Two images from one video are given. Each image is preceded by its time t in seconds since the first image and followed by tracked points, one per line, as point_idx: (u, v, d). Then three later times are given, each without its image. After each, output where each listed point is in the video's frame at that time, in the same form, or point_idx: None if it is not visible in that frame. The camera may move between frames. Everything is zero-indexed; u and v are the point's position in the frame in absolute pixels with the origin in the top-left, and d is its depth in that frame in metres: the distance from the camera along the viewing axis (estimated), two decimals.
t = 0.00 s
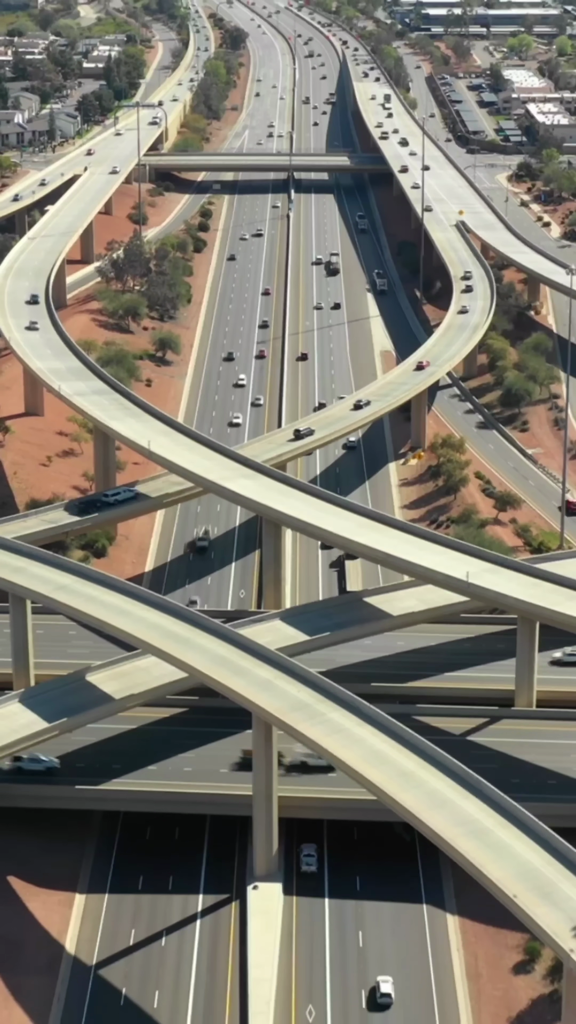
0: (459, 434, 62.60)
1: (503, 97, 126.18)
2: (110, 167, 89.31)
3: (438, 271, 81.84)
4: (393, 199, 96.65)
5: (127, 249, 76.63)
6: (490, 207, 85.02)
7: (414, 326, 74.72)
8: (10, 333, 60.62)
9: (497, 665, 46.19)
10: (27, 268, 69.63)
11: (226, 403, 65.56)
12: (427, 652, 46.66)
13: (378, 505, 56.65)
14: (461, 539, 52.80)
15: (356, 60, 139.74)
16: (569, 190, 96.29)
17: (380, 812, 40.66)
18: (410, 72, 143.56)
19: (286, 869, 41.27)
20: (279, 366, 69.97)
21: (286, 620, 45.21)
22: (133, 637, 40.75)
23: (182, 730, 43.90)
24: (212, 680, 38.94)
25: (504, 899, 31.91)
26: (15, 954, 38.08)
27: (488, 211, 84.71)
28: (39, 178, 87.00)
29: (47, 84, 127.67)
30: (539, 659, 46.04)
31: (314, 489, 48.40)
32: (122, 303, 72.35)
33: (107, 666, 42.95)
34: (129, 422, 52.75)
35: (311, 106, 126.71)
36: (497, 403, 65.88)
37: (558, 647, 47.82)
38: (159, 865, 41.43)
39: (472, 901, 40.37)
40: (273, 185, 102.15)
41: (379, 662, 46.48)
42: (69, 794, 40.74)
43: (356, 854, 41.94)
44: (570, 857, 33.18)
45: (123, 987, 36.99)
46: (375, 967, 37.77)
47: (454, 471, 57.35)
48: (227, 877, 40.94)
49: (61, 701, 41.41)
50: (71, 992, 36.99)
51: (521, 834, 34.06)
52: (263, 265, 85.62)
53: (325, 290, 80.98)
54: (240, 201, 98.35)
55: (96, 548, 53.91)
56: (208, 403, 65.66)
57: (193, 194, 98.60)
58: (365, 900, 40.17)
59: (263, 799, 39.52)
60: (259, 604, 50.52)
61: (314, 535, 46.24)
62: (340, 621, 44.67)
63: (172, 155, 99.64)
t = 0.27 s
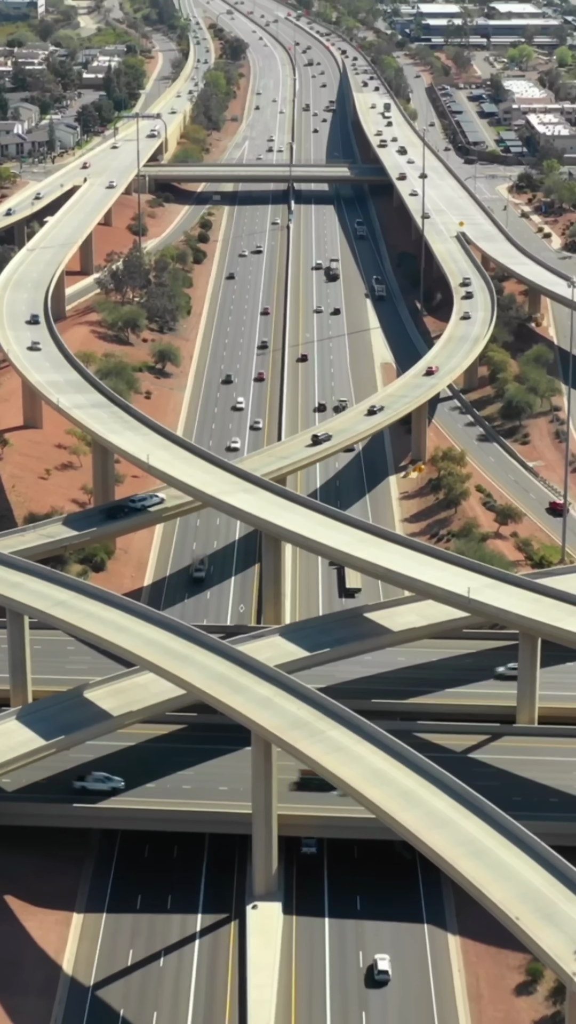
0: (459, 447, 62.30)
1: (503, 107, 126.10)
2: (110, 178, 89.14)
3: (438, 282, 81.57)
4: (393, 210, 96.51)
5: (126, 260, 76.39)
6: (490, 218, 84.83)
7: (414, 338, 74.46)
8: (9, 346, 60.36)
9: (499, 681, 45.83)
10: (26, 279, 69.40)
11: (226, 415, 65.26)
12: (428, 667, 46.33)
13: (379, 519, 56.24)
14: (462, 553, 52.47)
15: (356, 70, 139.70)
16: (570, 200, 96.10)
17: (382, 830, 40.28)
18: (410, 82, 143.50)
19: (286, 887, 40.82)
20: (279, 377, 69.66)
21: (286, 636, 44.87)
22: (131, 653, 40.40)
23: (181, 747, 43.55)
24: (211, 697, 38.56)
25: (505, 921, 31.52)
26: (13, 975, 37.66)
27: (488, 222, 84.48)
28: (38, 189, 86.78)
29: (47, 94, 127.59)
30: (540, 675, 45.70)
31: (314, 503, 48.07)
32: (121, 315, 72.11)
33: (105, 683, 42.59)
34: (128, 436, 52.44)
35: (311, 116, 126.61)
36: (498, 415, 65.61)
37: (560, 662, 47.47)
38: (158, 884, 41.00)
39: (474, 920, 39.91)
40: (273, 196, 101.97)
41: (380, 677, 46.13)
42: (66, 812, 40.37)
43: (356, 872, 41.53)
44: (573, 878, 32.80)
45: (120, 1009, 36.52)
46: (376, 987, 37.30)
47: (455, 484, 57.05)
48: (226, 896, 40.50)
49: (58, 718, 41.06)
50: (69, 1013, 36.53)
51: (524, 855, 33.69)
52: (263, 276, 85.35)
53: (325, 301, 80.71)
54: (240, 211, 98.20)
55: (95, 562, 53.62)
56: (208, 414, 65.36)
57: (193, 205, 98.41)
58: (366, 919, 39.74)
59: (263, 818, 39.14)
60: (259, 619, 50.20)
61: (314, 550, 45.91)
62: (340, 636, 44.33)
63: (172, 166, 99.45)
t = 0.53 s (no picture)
0: (460, 459, 61.96)
1: (503, 117, 125.99)
2: (109, 189, 88.96)
3: (439, 292, 81.29)
4: (393, 220, 96.35)
5: (126, 271, 76.17)
6: (491, 229, 84.59)
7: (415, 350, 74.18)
8: (7, 358, 60.09)
9: (500, 697, 45.44)
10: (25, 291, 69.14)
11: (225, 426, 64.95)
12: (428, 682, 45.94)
13: (380, 533, 55.88)
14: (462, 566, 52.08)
15: (356, 80, 139.65)
16: (570, 211, 95.90)
17: (382, 848, 39.83)
18: (411, 92, 143.49)
19: (286, 906, 40.33)
20: (278, 389, 69.37)
21: (286, 651, 44.50)
22: (129, 669, 40.01)
23: (180, 763, 43.15)
24: (210, 714, 38.16)
25: (508, 943, 31.10)
26: (9, 995, 37.19)
27: (489, 233, 84.27)
28: (38, 200, 86.60)
29: (46, 104, 127.51)
30: (542, 691, 45.29)
31: (315, 517, 47.71)
32: (120, 327, 71.86)
33: (104, 699, 42.20)
34: (127, 449, 52.10)
35: (311, 126, 126.55)
36: (498, 427, 65.30)
37: (562, 678, 47.08)
38: (156, 903, 40.53)
39: (475, 938, 39.45)
40: (273, 206, 101.80)
41: (381, 693, 45.74)
42: (64, 829, 39.96)
43: (356, 890, 41.04)
44: None
45: None
46: (376, 1008, 36.78)
47: (456, 497, 56.71)
48: (225, 914, 40.01)
49: (55, 735, 40.67)
50: None
51: (526, 875, 33.28)
52: (263, 287, 85.11)
53: (325, 312, 80.46)
54: (240, 222, 98.02)
55: (93, 576, 53.29)
56: (208, 426, 65.04)
57: (192, 215, 98.24)
58: (366, 937, 39.22)
59: (262, 836, 38.68)
60: (258, 634, 49.84)
61: (314, 564, 45.55)
62: (340, 652, 43.96)
63: (172, 176, 99.31)
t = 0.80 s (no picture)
0: (461, 472, 61.64)
1: (504, 127, 125.85)
2: (108, 199, 88.76)
3: (439, 303, 80.98)
4: (393, 231, 96.15)
5: (125, 282, 75.95)
6: (491, 240, 84.34)
7: (415, 361, 73.89)
8: (5, 370, 59.80)
9: (501, 713, 45.05)
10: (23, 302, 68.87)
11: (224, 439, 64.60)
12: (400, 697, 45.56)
13: (379, 547, 55.53)
14: (463, 581, 51.71)
15: (355, 90, 139.55)
16: (571, 221, 95.68)
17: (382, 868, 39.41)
18: (411, 103, 143.40)
19: (285, 925, 39.86)
20: (278, 401, 69.01)
21: (285, 668, 44.11)
22: (128, 686, 39.61)
23: (178, 781, 42.74)
24: (208, 732, 37.74)
25: (510, 966, 30.70)
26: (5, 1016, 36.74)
27: (489, 244, 84.01)
28: (37, 211, 86.38)
29: (46, 114, 127.36)
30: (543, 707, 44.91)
31: (314, 531, 47.33)
32: (119, 339, 71.60)
33: (101, 716, 41.80)
34: (125, 463, 51.75)
35: (310, 136, 126.42)
36: (499, 440, 64.98)
37: (563, 694, 46.69)
38: (154, 922, 40.05)
39: (476, 958, 38.95)
40: (273, 217, 101.59)
41: (381, 709, 45.35)
42: (61, 848, 39.55)
43: (356, 909, 40.60)
44: None
45: None
46: None
47: (456, 510, 56.38)
48: (224, 934, 39.54)
49: (52, 752, 40.25)
50: None
51: (528, 897, 32.89)
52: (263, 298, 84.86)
53: (325, 323, 80.18)
54: (240, 233, 97.79)
55: (91, 590, 53.01)
56: (206, 438, 64.69)
57: (192, 226, 98.02)
58: (367, 957, 38.76)
59: (261, 854, 38.24)
60: (257, 648, 49.49)
61: (313, 579, 45.17)
62: (340, 668, 43.56)
63: (171, 187, 99.12)
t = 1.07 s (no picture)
0: (461, 485, 61.32)
1: (504, 138, 125.70)
2: (107, 210, 88.54)
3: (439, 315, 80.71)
4: (393, 242, 95.93)
5: (124, 293, 75.72)
6: (491, 251, 84.07)
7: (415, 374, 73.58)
8: (3, 383, 59.51)
9: (502, 730, 44.67)
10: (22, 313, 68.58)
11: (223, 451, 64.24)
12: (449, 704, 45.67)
13: (379, 561, 55.19)
14: (464, 596, 51.32)
15: (355, 101, 139.50)
16: (572, 232, 95.44)
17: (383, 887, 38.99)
18: (411, 113, 143.28)
19: (284, 944, 39.40)
20: (277, 413, 68.68)
21: (284, 684, 43.72)
22: (126, 704, 39.21)
23: (176, 798, 42.34)
24: (207, 750, 37.33)
25: (512, 989, 30.30)
26: None
27: (489, 255, 83.76)
28: (36, 222, 86.16)
29: (45, 125, 127.21)
30: (545, 724, 44.51)
31: (314, 546, 46.96)
32: (118, 351, 71.33)
33: (99, 733, 41.40)
34: (123, 476, 51.40)
35: (310, 147, 126.33)
36: (500, 452, 64.67)
37: (565, 710, 46.31)
38: (152, 942, 39.59)
39: (477, 979, 38.48)
40: (272, 228, 101.36)
41: (381, 725, 44.96)
42: (58, 866, 39.13)
43: (355, 928, 40.14)
44: None
45: None
46: None
47: (457, 523, 56.05)
48: (222, 954, 39.08)
49: (50, 770, 39.84)
50: None
51: (529, 918, 32.51)
52: (263, 310, 84.59)
53: (325, 335, 79.89)
54: (239, 243, 97.57)
55: (90, 604, 52.61)
56: (205, 451, 64.34)
57: (192, 237, 97.81)
58: (366, 978, 38.28)
59: (259, 873, 37.80)
60: (256, 664, 49.14)
61: (313, 594, 44.79)
62: (340, 684, 43.17)
63: (171, 197, 98.92)
